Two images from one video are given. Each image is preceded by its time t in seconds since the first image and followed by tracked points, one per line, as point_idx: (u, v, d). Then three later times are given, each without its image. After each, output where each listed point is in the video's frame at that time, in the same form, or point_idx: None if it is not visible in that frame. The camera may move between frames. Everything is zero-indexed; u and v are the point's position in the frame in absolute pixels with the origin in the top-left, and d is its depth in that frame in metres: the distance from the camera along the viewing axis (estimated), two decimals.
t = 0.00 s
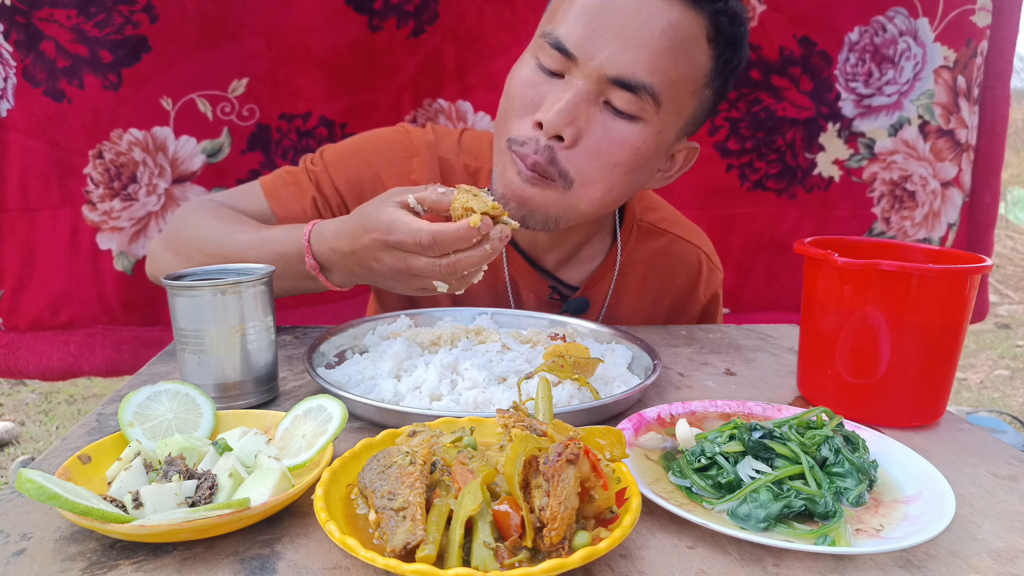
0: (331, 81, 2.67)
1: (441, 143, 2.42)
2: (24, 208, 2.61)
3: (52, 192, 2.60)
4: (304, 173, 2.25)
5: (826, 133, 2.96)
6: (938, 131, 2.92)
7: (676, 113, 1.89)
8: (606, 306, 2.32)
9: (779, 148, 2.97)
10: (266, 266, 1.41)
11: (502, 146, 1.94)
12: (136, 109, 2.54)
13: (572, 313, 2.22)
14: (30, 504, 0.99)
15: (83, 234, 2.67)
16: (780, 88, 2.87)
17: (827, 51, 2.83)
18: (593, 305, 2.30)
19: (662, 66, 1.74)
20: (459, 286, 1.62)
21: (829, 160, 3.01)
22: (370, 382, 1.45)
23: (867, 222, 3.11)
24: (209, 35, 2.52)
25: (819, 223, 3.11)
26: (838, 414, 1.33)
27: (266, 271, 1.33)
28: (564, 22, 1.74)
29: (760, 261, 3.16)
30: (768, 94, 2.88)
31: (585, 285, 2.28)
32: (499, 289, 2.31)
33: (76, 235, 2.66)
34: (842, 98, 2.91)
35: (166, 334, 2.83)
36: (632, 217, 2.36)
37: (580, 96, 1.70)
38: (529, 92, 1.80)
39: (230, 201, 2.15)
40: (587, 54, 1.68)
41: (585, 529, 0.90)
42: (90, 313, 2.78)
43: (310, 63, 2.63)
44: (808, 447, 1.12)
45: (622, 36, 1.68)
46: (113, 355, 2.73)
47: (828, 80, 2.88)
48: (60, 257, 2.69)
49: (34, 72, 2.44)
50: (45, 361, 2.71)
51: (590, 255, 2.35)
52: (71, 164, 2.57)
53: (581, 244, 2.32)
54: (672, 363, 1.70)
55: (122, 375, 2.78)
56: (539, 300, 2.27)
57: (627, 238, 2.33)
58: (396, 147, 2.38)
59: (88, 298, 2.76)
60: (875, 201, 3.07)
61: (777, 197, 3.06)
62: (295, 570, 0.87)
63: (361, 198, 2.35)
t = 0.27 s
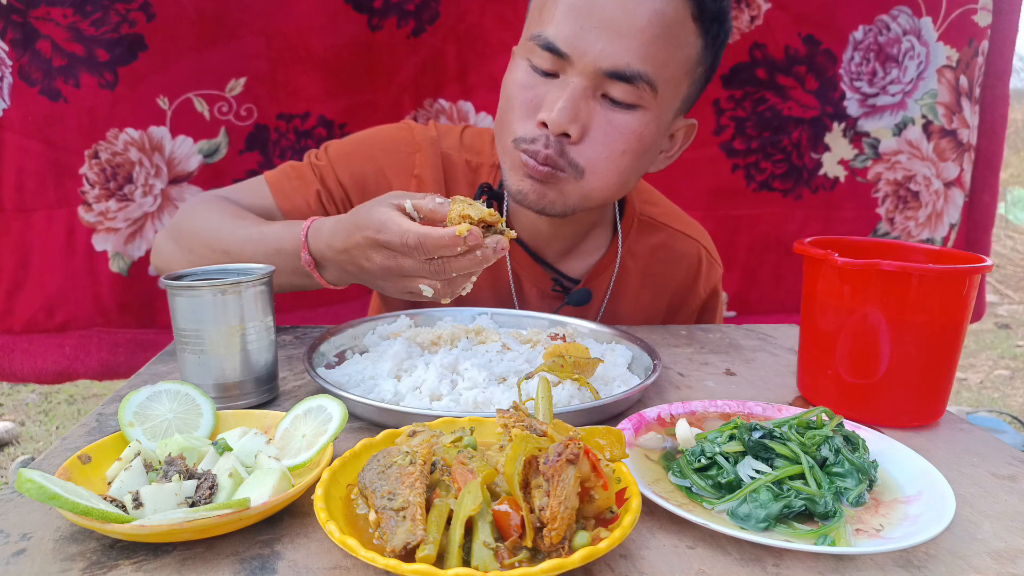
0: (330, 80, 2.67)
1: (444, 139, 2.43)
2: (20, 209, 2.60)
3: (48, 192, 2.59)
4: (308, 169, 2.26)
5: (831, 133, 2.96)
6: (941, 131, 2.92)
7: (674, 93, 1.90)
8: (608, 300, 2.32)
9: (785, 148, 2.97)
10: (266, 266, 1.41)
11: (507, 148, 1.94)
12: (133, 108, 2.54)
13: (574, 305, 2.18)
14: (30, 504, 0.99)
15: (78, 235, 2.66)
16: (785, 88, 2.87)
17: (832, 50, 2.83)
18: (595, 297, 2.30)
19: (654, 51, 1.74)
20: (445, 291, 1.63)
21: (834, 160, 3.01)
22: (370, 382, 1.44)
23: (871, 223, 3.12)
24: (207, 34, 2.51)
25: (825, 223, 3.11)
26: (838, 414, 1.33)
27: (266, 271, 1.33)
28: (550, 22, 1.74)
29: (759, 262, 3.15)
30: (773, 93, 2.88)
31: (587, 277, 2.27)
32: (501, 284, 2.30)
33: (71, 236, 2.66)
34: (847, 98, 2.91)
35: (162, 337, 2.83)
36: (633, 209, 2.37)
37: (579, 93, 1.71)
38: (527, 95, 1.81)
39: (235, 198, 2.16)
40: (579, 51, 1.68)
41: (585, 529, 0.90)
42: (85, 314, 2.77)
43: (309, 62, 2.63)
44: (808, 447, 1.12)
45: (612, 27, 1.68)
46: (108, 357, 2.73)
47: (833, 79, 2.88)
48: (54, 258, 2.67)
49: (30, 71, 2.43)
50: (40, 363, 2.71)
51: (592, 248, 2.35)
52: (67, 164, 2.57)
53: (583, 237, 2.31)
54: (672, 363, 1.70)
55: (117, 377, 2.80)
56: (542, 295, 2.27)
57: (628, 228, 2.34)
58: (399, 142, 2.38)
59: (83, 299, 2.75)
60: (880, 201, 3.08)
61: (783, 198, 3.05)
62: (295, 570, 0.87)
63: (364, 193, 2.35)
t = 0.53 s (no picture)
0: (329, 78, 2.67)
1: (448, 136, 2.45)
2: (15, 210, 2.59)
3: (43, 192, 2.59)
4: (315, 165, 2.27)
5: (834, 133, 2.97)
6: (942, 131, 2.92)
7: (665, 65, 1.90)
8: (611, 296, 2.32)
9: (789, 148, 2.97)
10: (266, 266, 1.41)
11: (522, 169, 1.95)
12: (129, 108, 2.54)
13: (580, 298, 2.19)
14: (31, 504, 0.99)
15: (73, 236, 2.66)
16: (789, 87, 2.88)
17: (835, 49, 2.83)
18: (600, 292, 2.30)
19: (640, 27, 1.74)
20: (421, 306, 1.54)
21: (837, 160, 3.01)
22: (370, 382, 1.44)
23: (874, 223, 3.12)
24: (204, 32, 2.51)
25: (829, 223, 3.10)
26: (839, 414, 1.33)
27: (266, 271, 1.33)
28: (532, 31, 1.75)
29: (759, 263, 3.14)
30: (777, 92, 2.88)
31: (592, 272, 2.27)
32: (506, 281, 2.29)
33: (66, 236, 2.66)
34: (849, 97, 2.91)
35: (157, 339, 2.83)
36: (635, 205, 2.38)
37: (582, 91, 1.74)
38: (530, 110, 1.82)
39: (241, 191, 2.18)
40: (570, 50, 1.71)
41: (585, 529, 0.90)
42: (79, 316, 2.76)
43: (308, 61, 2.63)
44: (807, 447, 1.12)
45: (594, 19, 1.70)
46: (102, 361, 2.72)
47: (836, 79, 2.88)
48: (49, 259, 2.67)
49: (26, 70, 2.44)
50: (35, 365, 2.70)
51: (597, 244, 2.33)
52: (62, 165, 2.57)
53: (589, 234, 2.29)
54: (672, 363, 1.70)
55: (112, 381, 2.79)
56: (547, 290, 2.27)
57: (631, 225, 2.35)
58: (404, 139, 2.41)
59: (78, 301, 2.74)
60: (882, 201, 3.08)
61: (786, 198, 3.05)
62: (295, 570, 0.87)
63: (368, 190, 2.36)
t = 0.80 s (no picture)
0: (327, 77, 2.67)
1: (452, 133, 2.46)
2: (11, 211, 2.60)
3: (38, 192, 2.59)
4: (321, 160, 2.28)
5: (836, 133, 2.96)
6: (943, 131, 2.94)
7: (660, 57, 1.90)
8: (612, 291, 2.33)
9: (792, 148, 2.97)
10: (266, 266, 1.41)
11: (518, 163, 1.97)
12: (125, 107, 2.55)
13: (581, 292, 2.20)
14: (30, 504, 0.99)
15: (66, 236, 2.66)
16: (791, 86, 2.88)
17: (836, 49, 2.83)
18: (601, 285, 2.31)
19: (632, 22, 1.75)
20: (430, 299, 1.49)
21: (840, 160, 3.01)
22: (370, 382, 1.44)
23: (877, 223, 3.12)
24: (200, 30, 2.51)
25: (832, 223, 3.10)
26: (839, 414, 1.33)
27: (266, 271, 1.33)
28: (524, 32, 1.77)
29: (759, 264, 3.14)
30: (780, 92, 2.88)
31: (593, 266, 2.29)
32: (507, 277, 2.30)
33: (60, 237, 2.66)
34: (852, 97, 2.92)
35: (150, 344, 2.84)
36: (636, 201, 2.38)
37: (576, 89, 1.76)
38: (525, 107, 1.84)
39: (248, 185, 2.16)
40: (563, 50, 1.72)
41: (585, 529, 0.90)
42: (72, 319, 2.77)
43: (306, 59, 2.63)
44: (808, 446, 1.12)
45: (585, 18, 1.71)
46: (94, 364, 2.74)
47: (838, 78, 2.88)
48: (44, 259, 2.68)
49: (22, 69, 2.44)
50: (28, 368, 2.72)
51: (597, 240, 2.35)
52: (57, 165, 2.57)
53: (592, 228, 2.31)
54: (672, 363, 1.70)
55: (104, 385, 2.81)
56: (548, 285, 2.28)
57: (631, 222, 2.35)
58: (409, 135, 2.42)
59: (70, 304, 2.75)
60: (884, 201, 3.08)
61: (790, 198, 3.05)
62: (295, 570, 0.87)
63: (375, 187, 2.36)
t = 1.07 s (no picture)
0: (325, 75, 2.67)
1: (465, 127, 2.47)
2: (6, 211, 2.61)
3: (33, 192, 2.60)
4: (338, 147, 2.26)
5: (839, 133, 2.96)
6: (946, 131, 2.94)
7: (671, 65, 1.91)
8: (613, 286, 2.33)
9: (794, 147, 2.97)
10: (266, 266, 1.41)
11: (526, 156, 1.98)
12: (118, 104, 2.54)
13: (583, 288, 2.21)
14: (31, 504, 0.99)
15: (61, 237, 2.67)
16: (793, 86, 2.88)
17: (839, 48, 2.83)
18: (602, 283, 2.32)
19: (648, 30, 1.74)
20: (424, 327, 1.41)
21: (843, 160, 3.01)
22: (370, 382, 1.44)
23: (878, 224, 3.12)
24: (196, 28, 2.51)
25: (834, 223, 3.10)
26: (839, 414, 1.33)
27: (267, 271, 1.33)
28: (541, 29, 1.76)
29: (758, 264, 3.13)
30: (782, 91, 2.88)
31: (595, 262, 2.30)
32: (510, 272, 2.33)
33: (54, 238, 2.67)
34: (855, 96, 2.92)
35: (142, 347, 2.83)
36: (637, 199, 2.40)
37: (587, 92, 1.76)
38: (536, 104, 1.85)
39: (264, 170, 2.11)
40: (579, 52, 1.72)
41: (585, 529, 0.90)
42: (66, 321, 2.78)
43: (304, 57, 2.63)
44: (808, 447, 1.12)
45: (604, 23, 1.69)
46: (86, 367, 2.72)
47: (841, 77, 2.88)
48: (39, 260, 2.69)
49: (18, 67, 2.46)
50: (22, 371, 2.69)
51: (600, 236, 2.36)
52: (51, 165, 2.58)
53: (593, 225, 2.32)
54: (672, 363, 1.70)
55: (98, 388, 2.77)
56: (550, 280, 2.30)
57: (633, 219, 2.36)
58: (424, 127, 2.42)
59: (64, 307, 2.76)
60: (886, 201, 3.08)
61: (792, 198, 3.05)
62: (295, 570, 0.87)
63: (390, 176, 2.35)
